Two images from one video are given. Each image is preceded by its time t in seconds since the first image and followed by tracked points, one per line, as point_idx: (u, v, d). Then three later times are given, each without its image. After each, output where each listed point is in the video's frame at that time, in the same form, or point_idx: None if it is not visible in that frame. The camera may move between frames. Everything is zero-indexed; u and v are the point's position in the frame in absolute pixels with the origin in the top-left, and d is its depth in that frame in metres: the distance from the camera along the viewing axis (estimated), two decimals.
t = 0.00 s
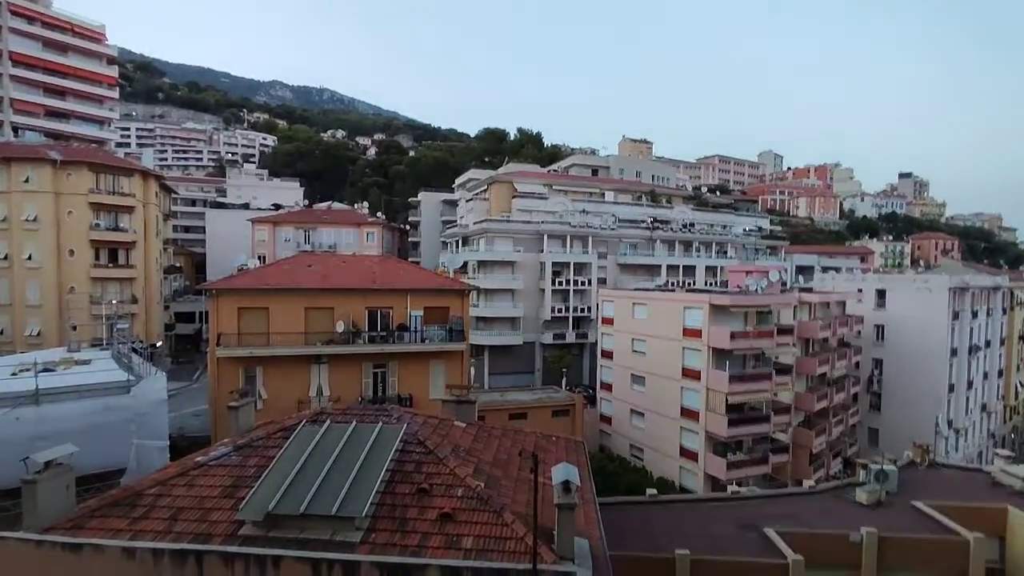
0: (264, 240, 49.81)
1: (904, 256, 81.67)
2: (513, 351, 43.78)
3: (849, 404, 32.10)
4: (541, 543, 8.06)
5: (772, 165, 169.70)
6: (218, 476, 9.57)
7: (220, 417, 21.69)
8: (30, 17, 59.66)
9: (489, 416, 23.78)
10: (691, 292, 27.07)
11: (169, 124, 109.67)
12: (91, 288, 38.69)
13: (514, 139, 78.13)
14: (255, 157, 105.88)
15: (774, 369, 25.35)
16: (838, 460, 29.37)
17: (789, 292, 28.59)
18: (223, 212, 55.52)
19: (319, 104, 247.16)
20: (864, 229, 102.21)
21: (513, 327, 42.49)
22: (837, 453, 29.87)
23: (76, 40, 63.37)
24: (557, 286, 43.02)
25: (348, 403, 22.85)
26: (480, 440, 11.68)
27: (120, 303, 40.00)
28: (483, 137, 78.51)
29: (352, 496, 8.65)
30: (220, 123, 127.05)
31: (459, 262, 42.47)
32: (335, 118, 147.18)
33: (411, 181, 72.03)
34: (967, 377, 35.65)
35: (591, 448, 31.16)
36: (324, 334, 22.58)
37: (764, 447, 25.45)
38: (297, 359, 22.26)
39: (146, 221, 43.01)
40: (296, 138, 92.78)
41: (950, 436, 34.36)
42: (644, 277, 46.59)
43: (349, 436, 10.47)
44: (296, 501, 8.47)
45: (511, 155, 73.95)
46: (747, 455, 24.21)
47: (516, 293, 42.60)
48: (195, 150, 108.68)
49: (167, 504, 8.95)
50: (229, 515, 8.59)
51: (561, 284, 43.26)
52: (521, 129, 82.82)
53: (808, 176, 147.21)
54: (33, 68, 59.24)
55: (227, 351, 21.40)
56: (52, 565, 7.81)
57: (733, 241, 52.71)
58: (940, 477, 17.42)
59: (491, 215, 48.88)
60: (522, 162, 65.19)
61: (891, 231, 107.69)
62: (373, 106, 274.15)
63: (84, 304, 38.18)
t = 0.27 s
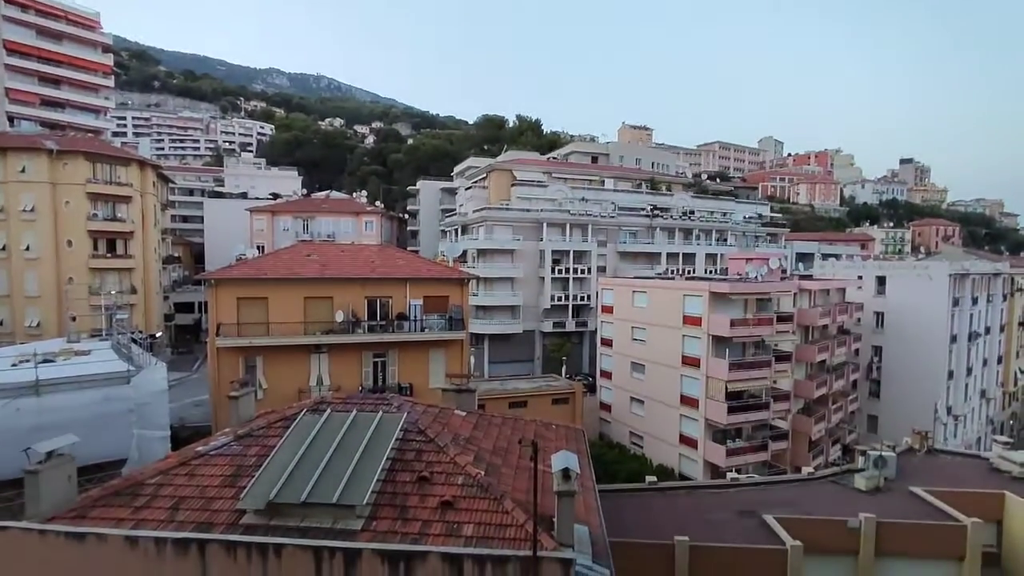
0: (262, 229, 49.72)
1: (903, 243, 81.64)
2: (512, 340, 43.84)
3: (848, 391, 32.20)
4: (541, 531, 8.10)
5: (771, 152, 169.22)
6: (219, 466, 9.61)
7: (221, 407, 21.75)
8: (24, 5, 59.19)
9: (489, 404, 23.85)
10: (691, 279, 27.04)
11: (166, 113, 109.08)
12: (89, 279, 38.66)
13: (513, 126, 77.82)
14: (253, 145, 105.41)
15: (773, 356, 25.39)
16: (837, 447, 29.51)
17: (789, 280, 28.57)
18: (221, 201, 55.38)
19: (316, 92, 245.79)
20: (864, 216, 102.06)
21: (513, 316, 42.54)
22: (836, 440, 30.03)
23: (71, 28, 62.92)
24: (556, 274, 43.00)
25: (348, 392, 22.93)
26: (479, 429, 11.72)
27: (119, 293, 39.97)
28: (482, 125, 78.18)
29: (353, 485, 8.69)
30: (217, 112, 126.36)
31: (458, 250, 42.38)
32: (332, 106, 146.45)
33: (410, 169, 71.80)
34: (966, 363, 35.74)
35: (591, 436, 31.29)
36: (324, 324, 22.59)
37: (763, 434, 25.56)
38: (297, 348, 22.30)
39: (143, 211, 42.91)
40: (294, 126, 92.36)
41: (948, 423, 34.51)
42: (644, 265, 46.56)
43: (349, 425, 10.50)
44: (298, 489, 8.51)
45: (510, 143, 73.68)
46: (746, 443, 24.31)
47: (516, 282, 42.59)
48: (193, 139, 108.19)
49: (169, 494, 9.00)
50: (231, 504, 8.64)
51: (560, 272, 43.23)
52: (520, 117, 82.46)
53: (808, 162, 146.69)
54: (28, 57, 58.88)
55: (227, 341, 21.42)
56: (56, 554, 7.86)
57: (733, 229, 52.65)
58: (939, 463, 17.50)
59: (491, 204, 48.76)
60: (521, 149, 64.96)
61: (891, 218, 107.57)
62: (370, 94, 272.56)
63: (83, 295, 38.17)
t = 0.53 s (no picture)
0: (255, 222, 49.13)
1: (897, 233, 81.95)
2: (507, 332, 43.91)
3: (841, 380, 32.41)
4: (537, 521, 8.14)
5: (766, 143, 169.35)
6: (214, 459, 9.61)
7: (216, 400, 21.75)
8: None
9: (485, 396, 23.90)
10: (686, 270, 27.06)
11: (157, 104, 108.26)
12: (82, 273, 38.44)
13: (507, 117, 77.58)
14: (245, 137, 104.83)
15: (767, 347, 25.50)
16: (830, 436, 29.74)
17: (782, 270, 28.64)
18: (214, 194, 55.14)
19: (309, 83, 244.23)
20: (858, 207, 102.34)
21: (508, 308, 42.61)
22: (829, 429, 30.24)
23: (60, 18, 62.32)
24: (551, 266, 43.00)
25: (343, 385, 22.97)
26: (475, 420, 11.74)
27: (112, 287, 39.71)
28: (477, 116, 77.93)
29: (349, 477, 8.70)
30: (208, 104, 125.45)
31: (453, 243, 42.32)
32: (325, 97, 145.63)
33: (404, 161, 71.59)
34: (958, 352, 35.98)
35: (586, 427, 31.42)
36: (319, 316, 22.56)
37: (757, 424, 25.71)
38: (292, 341, 22.28)
39: (135, 204, 42.65)
40: (287, 118, 91.85)
41: (940, 412, 34.79)
42: (639, 256, 46.62)
43: (344, 417, 10.51)
44: (294, 482, 8.53)
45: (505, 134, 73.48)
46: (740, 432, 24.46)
47: (511, 274, 42.62)
48: (184, 131, 107.49)
49: (165, 487, 9.00)
50: (227, 497, 8.64)
51: (556, 264, 43.23)
52: (515, 108, 82.24)
53: (802, 153, 146.82)
54: (17, 49, 58.36)
55: (221, 334, 21.37)
56: (53, 549, 7.86)
57: (728, 220, 52.73)
58: (930, 451, 17.64)
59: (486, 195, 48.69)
60: (515, 141, 64.81)
61: (884, 209, 107.92)
62: (363, 85, 271.05)
63: (76, 289, 37.98)
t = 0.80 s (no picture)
0: (239, 219, 49.21)
1: (878, 226, 82.84)
2: (493, 327, 43.91)
3: (824, 371, 32.78)
4: (526, 514, 8.16)
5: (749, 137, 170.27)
6: (199, 458, 9.54)
7: (200, 398, 21.58)
8: None
9: (471, 391, 23.91)
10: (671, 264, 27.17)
11: (136, 99, 106.71)
12: (61, 271, 37.98)
13: (492, 112, 77.36)
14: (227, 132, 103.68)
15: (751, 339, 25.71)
16: (813, 426, 30.09)
17: (766, 263, 28.86)
18: (195, 190, 54.58)
19: (290, 77, 241.82)
20: (840, 200, 103.35)
21: (494, 303, 42.61)
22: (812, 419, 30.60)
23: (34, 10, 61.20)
24: (537, 261, 43.02)
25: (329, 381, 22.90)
26: (462, 415, 11.73)
27: (92, 285, 39.36)
28: (461, 110, 77.63)
29: (336, 474, 8.68)
30: (188, 98, 123.80)
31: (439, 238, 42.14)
32: (308, 91, 144.33)
33: (389, 156, 71.20)
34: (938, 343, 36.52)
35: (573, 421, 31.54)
36: (304, 313, 22.43)
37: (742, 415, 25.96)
38: (277, 338, 22.15)
39: (114, 200, 42.14)
40: (269, 112, 90.96)
41: (919, 401, 35.33)
42: (624, 251, 46.76)
43: (330, 414, 10.46)
44: (281, 480, 8.49)
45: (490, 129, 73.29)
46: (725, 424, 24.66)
47: (497, 269, 42.58)
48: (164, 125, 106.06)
49: (149, 487, 8.92)
50: (212, 496, 8.59)
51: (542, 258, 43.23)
52: (500, 102, 82.05)
53: (786, 147, 147.91)
54: None
55: (205, 332, 21.18)
56: (34, 550, 7.77)
57: (712, 213, 53.03)
58: (911, 440, 17.90)
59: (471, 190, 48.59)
60: (500, 135, 64.66)
61: (866, 202, 109.04)
62: (346, 79, 268.89)
63: (55, 287, 37.48)
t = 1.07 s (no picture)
0: (204, 216, 48.10)
1: (842, 225, 84.64)
2: (465, 325, 43.79)
3: (790, 367, 33.37)
4: (499, 513, 8.14)
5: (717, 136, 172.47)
6: (163, 462, 9.33)
7: (165, 400, 21.12)
8: None
9: (444, 390, 23.80)
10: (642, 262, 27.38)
11: (96, 92, 103.96)
12: (16, 269, 36.83)
13: (464, 109, 77.16)
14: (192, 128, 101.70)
15: (720, 336, 26.05)
16: (780, 421, 30.61)
17: (735, 261, 29.27)
18: (158, 187, 53.50)
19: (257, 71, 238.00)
20: (805, 199, 105.30)
21: (467, 301, 42.44)
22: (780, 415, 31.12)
23: None
24: (510, 259, 42.99)
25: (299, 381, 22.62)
26: (434, 415, 11.67)
27: (50, 284, 38.20)
28: (433, 108, 77.30)
29: (306, 476, 8.56)
30: (151, 91, 120.91)
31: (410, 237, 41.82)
32: (275, 86, 142.24)
33: (359, 153, 70.59)
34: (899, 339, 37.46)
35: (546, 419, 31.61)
36: (273, 312, 22.11)
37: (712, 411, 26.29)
38: (245, 338, 21.81)
39: (72, 196, 41.03)
40: (236, 108, 89.41)
41: (882, 396, 36.20)
42: (596, 249, 47.00)
43: (300, 415, 10.33)
44: (249, 483, 8.34)
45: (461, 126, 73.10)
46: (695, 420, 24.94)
47: (470, 267, 42.42)
48: (125, 120, 103.53)
49: (111, 492, 8.70)
50: (178, 500, 8.40)
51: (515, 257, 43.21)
52: (471, 100, 81.88)
53: (753, 146, 150.16)
54: None
55: (170, 332, 20.74)
56: None
57: (682, 212, 53.62)
58: (874, 433, 18.31)
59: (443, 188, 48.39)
60: (471, 133, 64.51)
61: (830, 202, 111.31)
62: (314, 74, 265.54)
63: (11, 286, 36.31)
